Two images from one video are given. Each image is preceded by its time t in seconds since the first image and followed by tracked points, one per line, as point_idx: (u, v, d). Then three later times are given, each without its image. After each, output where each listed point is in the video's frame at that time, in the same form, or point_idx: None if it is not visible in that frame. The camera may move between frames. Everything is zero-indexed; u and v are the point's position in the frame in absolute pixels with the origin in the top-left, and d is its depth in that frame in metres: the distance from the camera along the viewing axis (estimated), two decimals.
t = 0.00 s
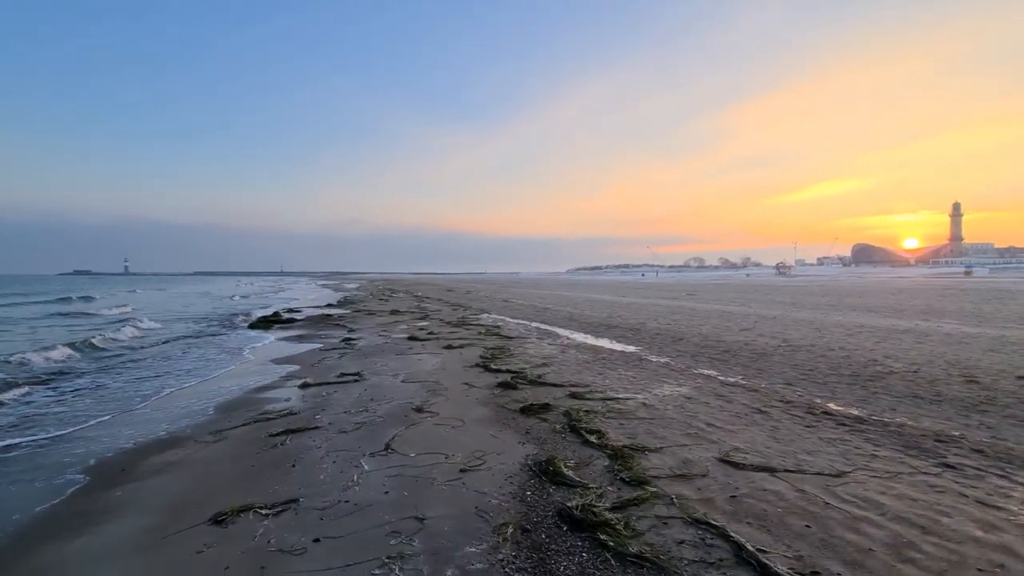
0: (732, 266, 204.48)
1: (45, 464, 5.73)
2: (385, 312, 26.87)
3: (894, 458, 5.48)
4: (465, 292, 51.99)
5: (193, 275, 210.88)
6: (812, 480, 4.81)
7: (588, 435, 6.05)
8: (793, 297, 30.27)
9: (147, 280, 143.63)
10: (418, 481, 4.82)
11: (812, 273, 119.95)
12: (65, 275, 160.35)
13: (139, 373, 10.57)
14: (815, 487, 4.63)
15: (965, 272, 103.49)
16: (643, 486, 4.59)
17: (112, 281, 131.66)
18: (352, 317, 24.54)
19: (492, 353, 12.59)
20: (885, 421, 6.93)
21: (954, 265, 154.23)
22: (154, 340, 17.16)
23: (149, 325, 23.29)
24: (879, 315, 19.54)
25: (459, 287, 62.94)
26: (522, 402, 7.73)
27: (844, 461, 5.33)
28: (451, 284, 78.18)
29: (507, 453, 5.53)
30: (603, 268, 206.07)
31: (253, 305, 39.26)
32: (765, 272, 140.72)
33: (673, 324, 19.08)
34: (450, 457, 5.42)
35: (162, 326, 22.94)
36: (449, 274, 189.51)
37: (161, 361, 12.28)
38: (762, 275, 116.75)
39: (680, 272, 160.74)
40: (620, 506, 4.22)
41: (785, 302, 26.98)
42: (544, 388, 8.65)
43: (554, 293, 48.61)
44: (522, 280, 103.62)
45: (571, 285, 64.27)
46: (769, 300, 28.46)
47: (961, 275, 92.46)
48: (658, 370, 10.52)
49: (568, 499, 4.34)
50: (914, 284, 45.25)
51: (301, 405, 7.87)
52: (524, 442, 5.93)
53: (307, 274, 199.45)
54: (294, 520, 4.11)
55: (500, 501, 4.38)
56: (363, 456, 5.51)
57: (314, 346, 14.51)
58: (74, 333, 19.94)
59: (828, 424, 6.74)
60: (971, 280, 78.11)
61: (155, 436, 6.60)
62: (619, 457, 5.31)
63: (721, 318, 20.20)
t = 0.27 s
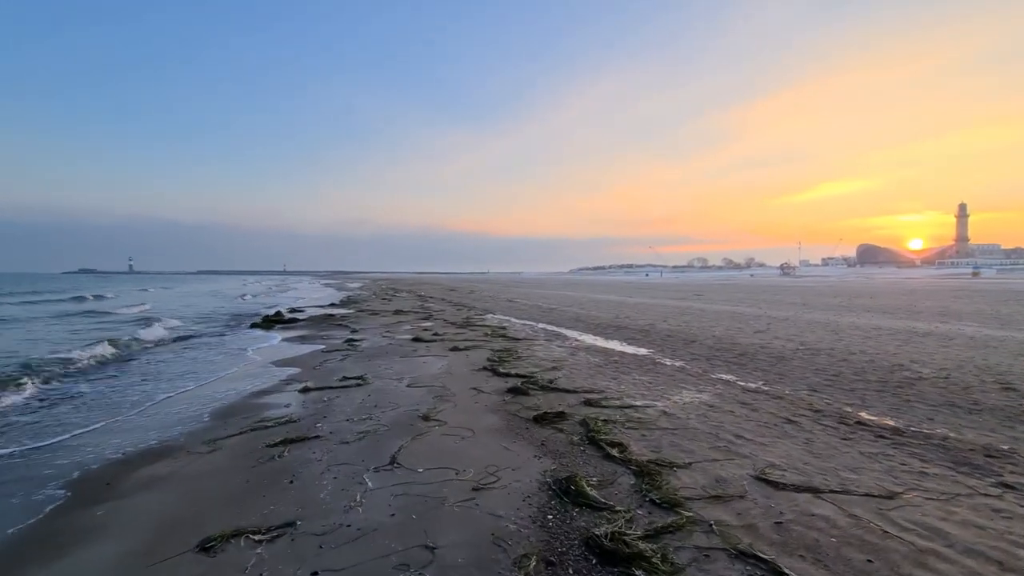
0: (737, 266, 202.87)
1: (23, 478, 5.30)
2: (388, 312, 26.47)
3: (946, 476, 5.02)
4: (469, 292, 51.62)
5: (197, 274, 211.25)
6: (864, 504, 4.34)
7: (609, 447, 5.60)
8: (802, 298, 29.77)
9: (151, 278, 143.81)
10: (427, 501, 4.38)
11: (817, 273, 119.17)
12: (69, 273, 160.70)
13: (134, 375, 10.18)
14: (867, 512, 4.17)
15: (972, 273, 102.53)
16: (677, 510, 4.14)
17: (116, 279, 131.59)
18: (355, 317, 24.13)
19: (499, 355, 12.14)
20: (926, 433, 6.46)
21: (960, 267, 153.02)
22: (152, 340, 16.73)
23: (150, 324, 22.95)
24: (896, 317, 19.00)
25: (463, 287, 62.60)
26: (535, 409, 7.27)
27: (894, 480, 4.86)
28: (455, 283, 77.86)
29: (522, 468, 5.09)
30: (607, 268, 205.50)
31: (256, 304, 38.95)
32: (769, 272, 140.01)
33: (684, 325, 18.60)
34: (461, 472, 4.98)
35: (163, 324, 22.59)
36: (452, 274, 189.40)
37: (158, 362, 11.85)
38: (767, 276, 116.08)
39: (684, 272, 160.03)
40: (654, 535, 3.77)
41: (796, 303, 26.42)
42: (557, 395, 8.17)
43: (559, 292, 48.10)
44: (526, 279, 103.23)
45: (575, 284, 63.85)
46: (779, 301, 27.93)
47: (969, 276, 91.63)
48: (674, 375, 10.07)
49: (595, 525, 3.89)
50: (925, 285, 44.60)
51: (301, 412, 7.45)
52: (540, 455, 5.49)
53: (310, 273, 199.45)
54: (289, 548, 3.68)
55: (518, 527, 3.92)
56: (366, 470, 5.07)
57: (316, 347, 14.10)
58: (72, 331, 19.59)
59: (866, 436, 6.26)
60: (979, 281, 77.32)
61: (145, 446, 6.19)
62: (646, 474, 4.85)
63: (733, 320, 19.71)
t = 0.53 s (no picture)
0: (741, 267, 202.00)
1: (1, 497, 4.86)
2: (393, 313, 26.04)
3: (1017, 496, 4.53)
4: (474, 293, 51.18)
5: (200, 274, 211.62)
6: (935, 532, 3.86)
7: (640, 463, 5.12)
8: (814, 299, 29.23)
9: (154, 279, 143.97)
10: (444, 527, 3.91)
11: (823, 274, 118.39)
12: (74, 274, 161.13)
13: (130, 380, 9.74)
14: (942, 542, 3.69)
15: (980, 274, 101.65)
16: (728, 540, 3.67)
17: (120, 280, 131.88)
18: (359, 318, 23.72)
19: (510, 359, 11.67)
20: (979, 446, 5.96)
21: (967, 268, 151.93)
22: (152, 341, 16.35)
23: (151, 325, 22.54)
24: (916, 320, 18.43)
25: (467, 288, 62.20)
26: (554, 419, 6.79)
27: (962, 503, 4.37)
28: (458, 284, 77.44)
29: (547, 487, 4.62)
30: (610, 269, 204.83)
31: (259, 305, 38.58)
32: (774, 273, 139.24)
33: (697, 327, 18.08)
34: (480, 492, 4.51)
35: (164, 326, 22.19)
36: (455, 275, 189.05)
37: (156, 365, 11.45)
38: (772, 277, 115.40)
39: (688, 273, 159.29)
40: (706, 571, 3.30)
41: (808, 304, 25.87)
42: (575, 402, 7.69)
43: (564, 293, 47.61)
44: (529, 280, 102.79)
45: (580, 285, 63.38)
46: (790, 302, 27.39)
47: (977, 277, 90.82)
48: (695, 380, 9.57)
49: (637, 559, 3.42)
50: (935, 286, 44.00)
51: (303, 420, 6.99)
52: (564, 472, 5.02)
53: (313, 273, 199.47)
54: None
55: (550, 560, 3.45)
56: (375, 490, 4.61)
57: (319, 349, 13.65)
58: (71, 333, 19.19)
59: (916, 450, 5.77)
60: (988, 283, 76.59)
61: (137, 459, 5.75)
62: (685, 496, 4.38)
63: (746, 321, 19.18)
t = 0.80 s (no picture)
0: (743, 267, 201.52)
1: None
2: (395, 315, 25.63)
3: None
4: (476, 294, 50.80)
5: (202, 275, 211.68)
6: (1016, 568, 3.43)
7: (672, 482, 4.68)
8: (821, 300, 28.82)
9: (155, 280, 143.70)
10: (464, 561, 3.49)
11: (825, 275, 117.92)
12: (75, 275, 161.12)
13: (123, 388, 9.30)
14: None
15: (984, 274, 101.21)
16: None
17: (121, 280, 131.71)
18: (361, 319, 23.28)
19: (519, 363, 11.23)
20: None
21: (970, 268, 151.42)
22: (149, 344, 15.91)
23: (148, 327, 22.07)
24: (932, 321, 17.98)
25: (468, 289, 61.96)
26: (572, 431, 6.35)
27: None
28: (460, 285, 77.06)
29: (573, 512, 4.18)
30: (612, 269, 204.36)
31: (259, 306, 38.18)
32: (776, 274, 138.74)
33: (707, 329, 17.64)
34: (500, 518, 4.07)
35: (161, 328, 21.72)
36: (455, 276, 189.07)
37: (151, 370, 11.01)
38: (774, 278, 114.97)
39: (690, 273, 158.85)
40: None
41: (818, 305, 25.41)
42: (592, 412, 7.25)
43: (567, 294, 47.15)
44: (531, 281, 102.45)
45: (581, 286, 63.06)
46: (799, 303, 26.95)
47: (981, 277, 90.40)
48: (715, 387, 9.13)
49: None
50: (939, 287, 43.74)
51: (305, 432, 6.57)
52: (590, 492, 4.59)
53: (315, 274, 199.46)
54: None
55: None
56: (385, 515, 4.16)
57: (321, 353, 13.20)
58: (66, 336, 18.74)
59: (969, 466, 5.33)
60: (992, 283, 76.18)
61: (125, 478, 5.30)
62: (728, 522, 3.95)
63: (757, 323, 18.72)
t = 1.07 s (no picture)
0: (746, 267, 200.67)
1: None
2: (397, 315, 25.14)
3: None
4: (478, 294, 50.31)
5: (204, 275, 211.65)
6: None
7: (709, 504, 4.20)
8: (831, 300, 28.26)
9: (157, 280, 143.61)
10: None
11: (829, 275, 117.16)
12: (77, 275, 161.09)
13: (110, 393, 8.82)
14: None
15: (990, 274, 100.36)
16: None
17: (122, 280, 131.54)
18: (362, 320, 22.83)
19: (527, 366, 10.74)
20: None
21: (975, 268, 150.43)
22: (145, 346, 15.50)
23: (145, 328, 21.58)
24: (951, 322, 17.41)
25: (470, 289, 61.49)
26: (590, 442, 5.85)
27: None
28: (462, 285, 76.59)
29: (602, 539, 3.69)
30: (614, 269, 203.67)
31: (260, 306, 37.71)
32: (780, 273, 137.96)
33: (719, 330, 17.12)
34: (520, 547, 3.59)
35: (158, 329, 21.23)
36: (457, 276, 188.61)
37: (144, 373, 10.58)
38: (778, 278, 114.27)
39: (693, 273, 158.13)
40: None
41: (830, 305, 24.83)
42: (610, 420, 6.75)
43: (572, 294, 46.62)
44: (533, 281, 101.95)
45: (584, 286, 62.55)
46: (809, 303, 26.38)
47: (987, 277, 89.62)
48: (736, 392, 8.63)
49: None
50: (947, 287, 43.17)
51: (301, 442, 6.09)
52: (618, 515, 4.11)
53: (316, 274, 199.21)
54: None
55: None
56: (389, 543, 3.68)
57: (320, 355, 12.71)
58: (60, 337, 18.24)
59: None
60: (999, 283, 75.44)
61: (102, 496, 4.83)
62: (781, 554, 3.46)
63: (770, 324, 18.19)
